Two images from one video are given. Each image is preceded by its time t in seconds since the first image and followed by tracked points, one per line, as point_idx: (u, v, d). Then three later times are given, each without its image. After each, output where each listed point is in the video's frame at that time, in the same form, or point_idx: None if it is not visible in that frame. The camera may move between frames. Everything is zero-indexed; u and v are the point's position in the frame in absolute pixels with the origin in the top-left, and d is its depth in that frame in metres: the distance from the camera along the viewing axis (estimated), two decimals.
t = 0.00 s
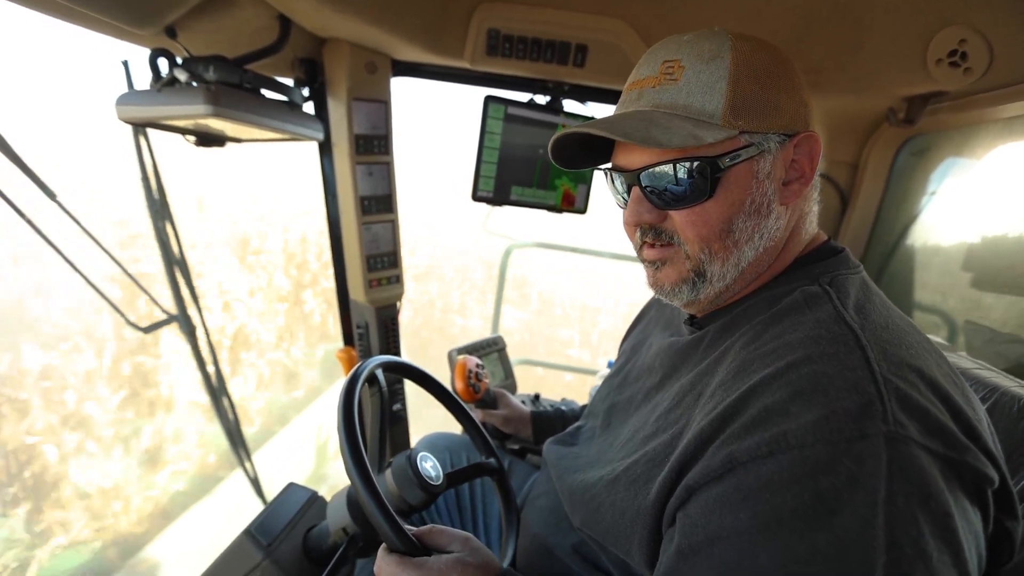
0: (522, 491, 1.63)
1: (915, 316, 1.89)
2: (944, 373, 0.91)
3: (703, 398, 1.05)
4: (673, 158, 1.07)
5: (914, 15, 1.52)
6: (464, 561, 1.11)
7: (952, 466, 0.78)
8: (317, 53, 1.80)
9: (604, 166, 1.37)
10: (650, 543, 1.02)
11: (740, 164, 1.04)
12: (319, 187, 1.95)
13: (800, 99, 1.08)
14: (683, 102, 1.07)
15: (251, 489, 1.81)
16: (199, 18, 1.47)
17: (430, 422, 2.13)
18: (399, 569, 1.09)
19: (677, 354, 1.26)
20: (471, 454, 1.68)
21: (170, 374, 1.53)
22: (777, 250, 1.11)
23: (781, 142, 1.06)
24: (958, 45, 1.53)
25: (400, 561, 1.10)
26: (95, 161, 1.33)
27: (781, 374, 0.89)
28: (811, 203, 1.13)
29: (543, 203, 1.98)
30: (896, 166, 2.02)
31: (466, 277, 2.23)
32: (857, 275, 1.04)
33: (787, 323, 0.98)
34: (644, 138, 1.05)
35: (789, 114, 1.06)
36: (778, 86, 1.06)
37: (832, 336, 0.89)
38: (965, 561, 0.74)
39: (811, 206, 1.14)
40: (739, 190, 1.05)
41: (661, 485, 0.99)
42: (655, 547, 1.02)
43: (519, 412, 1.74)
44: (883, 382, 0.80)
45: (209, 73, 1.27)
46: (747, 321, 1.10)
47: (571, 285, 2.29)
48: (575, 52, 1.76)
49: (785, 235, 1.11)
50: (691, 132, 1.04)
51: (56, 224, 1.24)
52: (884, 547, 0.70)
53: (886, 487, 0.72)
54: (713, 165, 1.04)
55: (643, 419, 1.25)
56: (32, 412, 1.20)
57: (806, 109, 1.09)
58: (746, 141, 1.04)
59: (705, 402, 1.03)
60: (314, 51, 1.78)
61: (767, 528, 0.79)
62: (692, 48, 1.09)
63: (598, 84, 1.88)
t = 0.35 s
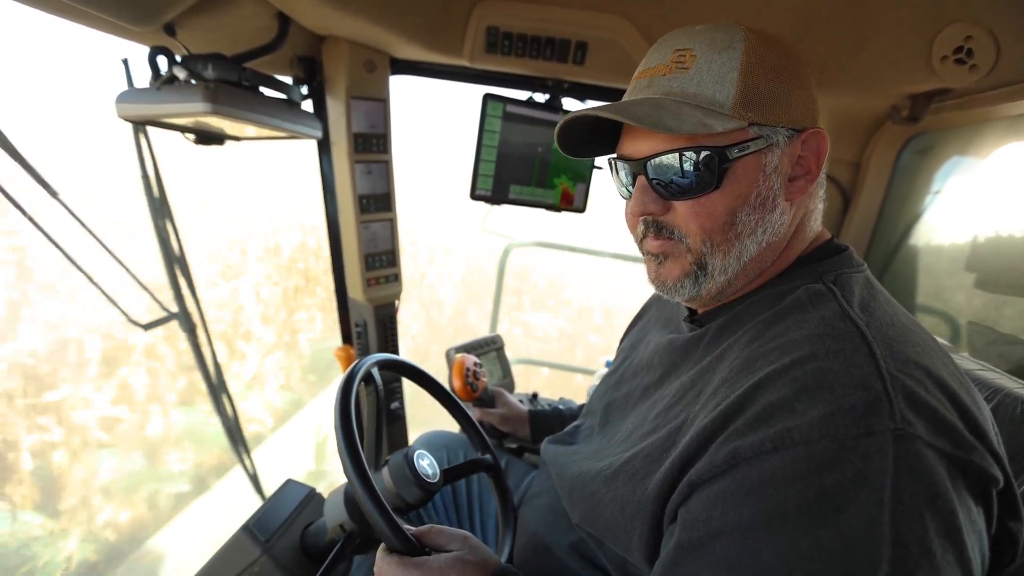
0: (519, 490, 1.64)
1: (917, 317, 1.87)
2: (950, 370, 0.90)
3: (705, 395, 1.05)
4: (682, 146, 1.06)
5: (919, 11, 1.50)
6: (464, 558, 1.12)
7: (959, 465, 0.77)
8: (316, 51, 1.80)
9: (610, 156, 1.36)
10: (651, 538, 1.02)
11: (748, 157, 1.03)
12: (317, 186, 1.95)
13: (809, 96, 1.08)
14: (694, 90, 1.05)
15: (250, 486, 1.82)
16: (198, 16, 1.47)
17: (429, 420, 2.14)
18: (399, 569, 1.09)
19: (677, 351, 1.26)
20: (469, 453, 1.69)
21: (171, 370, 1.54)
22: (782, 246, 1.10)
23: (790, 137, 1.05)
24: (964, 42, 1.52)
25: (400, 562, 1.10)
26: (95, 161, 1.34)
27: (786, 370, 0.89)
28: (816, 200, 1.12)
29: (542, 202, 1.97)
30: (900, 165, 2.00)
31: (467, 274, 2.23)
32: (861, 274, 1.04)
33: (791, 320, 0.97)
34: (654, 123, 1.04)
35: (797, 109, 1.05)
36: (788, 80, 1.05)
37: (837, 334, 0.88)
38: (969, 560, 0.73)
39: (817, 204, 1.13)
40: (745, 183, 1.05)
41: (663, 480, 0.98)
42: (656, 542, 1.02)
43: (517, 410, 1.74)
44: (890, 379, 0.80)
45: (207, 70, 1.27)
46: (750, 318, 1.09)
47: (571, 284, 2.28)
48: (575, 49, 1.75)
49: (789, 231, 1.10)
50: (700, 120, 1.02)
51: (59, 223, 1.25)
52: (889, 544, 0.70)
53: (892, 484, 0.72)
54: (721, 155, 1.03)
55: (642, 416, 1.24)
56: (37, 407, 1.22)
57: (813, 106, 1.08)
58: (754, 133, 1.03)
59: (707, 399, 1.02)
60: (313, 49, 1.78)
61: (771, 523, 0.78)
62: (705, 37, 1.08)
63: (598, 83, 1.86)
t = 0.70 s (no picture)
0: (520, 487, 1.63)
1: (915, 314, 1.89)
2: (946, 361, 0.91)
3: (711, 391, 1.05)
4: (687, 146, 1.07)
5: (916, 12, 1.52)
6: (458, 551, 1.11)
7: (960, 458, 0.78)
8: (316, 51, 1.80)
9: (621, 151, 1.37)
10: (661, 535, 1.02)
11: (751, 158, 1.04)
12: (318, 183, 1.95)
13: (818, 98, 1.07)
14: (701, 92, 1.06)
15: (250, 486, 1.82)
16: (200, 15, 1.48)
17: (430, 419, 2.14)
18: (395, 562, 1.09)
19: (682, 346, 1.25)
20: (470, 451, 1.69)
21: (171, 370, 1.54)
22: (785, 245, 1.11)
23: (796, 139, 1.06)
24: (958, 43, 1.54)
25: (395, 557, 1.09)
26: (96, 161, 1.34)
27: (790, 366, 0.89)
28: (821, 201, 1.13)
29: (543, 201, 1.97)
30: (896, 164, 2.02)
31: (466, 274, 2.23)
32: (863, 270, 1.04)
33: (794, 317, 0.98)
34: (655, 125, 1.07)
35: (804, 113, 1.05)
36: (796, 84, 1.04)
37: (840, 330, 0.88)
38: (972, 549, 0.74)
39: (822, 205, 1.13)
40: (748, 183, 1.06)
41: (671, 478, 0.98)
42: (665, 537, 1.02)
43: (518, 408, 1.74)
44: (892, 375, 0.80)
45: (207, 70, 1.27)
46: (755, 315, 1.09)
47: (571, 283, 2.29)
48: (575, 49, 1.76)
49: (792, 230, 1.10)
50: (705, 122, 1.04)
51: (60, 223, 1.25)
52: (897, 535, 0.71)
53: (898, 477, 0.73)
54: (724, 156, 1.04)
55: (647, 412, 1.24)
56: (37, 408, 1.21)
57: (823, 108, 1.08)
58: (760, 135, 1.04)
59: (712, 395, 1.02)
60: (314, 48, 1.79)
61: (781, 519, 0.78)
62: (717, 40, 1.08)
63: (598, 82, 1.88)
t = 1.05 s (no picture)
0: (522, 486, 1.61)
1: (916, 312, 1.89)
2: (945, 370, 0.91)
3: (702, 393, 1.05)
4: (658, 152, 1.08)
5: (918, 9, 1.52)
6: (418, 504, 1.02)
7: (945, 467, 0.78)
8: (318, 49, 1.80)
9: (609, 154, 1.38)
10: (647, 535, 1.02)
11: (721, 162, 1.05)
12: (320, 181, 1.94)
13: (801, 96, 1.05)
14: (671, 97, 1.08)
15: (252, 484, 1.81)
16: (201, 13, 1.48)
17: (431, 417, 2.14)
18: (351, 501, 1.03)
19: (679, 349, 1.25)
20: (472, 449, 1.69)
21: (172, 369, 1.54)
22: (764, 247, 1.11)
23: (772, 142, 1.05)
24: (959, 39, 1.54)
25: (354, 498, 1.03)
26: (97, 160, 1.33)
27: (780, 368, 0.89)
28: (808, 203, 1.11)
29: (544, 198, 1.98)
30: (897, 160, 2.02)
31: (467, 272, 2.24)
32: (858, 271, 1.04)
33: (787, 318, 0.98)
34: (619, 133, 1.08)
35: (783, 113, 1.04)
36: (773, 83, 1.03)
37: (832, 333, 0.88)
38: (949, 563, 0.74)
39: (809, 206, 1.11)
40: (721, 187, 1.06)
41: (657, 477, 0.99)
42: (651, 537, 1.02)
43: (520, 406, 1.75)
44: (882, 380, 0.80)
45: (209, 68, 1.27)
46: (748, 317, 1.09)
47: (571, 281, 2.30)
48: (576, 46, 1.76)
49: (771, 233, 1.10)
50: (670, 128, 1.05)
51: (62, 221, 1.24)
52: (867, 540, 0.72)
53: (875, 482, 0.73)
54: (694, 161, 1.05)
55: (644, 414, 1.24)
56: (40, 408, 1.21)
57: (807, 106, 1.06)
58: (731, 139, 1.04)
59: (704, 396, 1.02)
60: (315, 46, 1.79)
61: (758, 515, 0.79)
62: (690, 43, 1.09)
63: (599, 79, 1.88)
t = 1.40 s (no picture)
0: (522, 488, 1.62)
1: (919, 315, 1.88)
2: (962, 383, 0.90)
3: (709, 404, 1.04)
4: (653, 160, 1.08)
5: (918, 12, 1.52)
6: (415, 500, 1.03)
7: (963, 486, 0.77)
8: (320, 52, 1.82)
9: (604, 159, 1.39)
10: (648, 547, 1.01)
11: (714, 171, 1.05)
12: (321, 182, 1.95)
13: (799, 99, 1.05)
14: (663, 104, 1.08)
15: (252, 485, 1.82)
16: (205, 17, 1.50)
17: (432, 418, 2.14)
18: (348, 492, 1.02)
19: (681, 358, 1.25)
20: (472, 450, 1.69)
21: (176, 368, 1.56)
22: (763, 256, 1.11)
23: (768, 148, 1.04)
24: (960, 43, 1.54)
25: (352, 489, 1.03)
26: (101, 161, 1.34)
27: (792, 382, 0.89)
28: (811, 210, 1.10)
29: (545, 200, 1.98)
30: (900, 162, 2.01)
31: (468, 274, 2.25)
32: (867, 279, 1.04)
33: (798, 330, 0.97)
34: (608, 142, 1.10)
35: (781, 118, 1.03)
36: (770, 87, 1.03)
37: (845, 345, 0.88)
38: None
39: (812, 213, 1.11)
40: (716, 195, 1.07)
41: (662, 487, 0.98)
42: (654, 553, 1.01)
43: (519, 408, 1.75)
44: (899, 395, 0.79)
45: (213, 71, 1.28)
46: (754, 327, 1.09)
47: (572, 283, 2.30)
48: (577, 49, 1.77)
49: (772, 240, 1.10)
50: (662, 137, 1.06)
51: (65, 220, 1.25)
52: (879, 558, 0.71)
53: (890, 500, 0.72)
54: (689, 168, 1.06)
55: (648, 423, 1.23)
56: (41, 405, 1.22)
57: (806, 110, 1.05)
58: (725, 147, 1.04)
59: (711, 407, 1.02)
60: (317, 49, 1.80)
61: (765, 527, 0.79)
62: (684, 48, 1.09)
63: (599, 82, 1.89)
